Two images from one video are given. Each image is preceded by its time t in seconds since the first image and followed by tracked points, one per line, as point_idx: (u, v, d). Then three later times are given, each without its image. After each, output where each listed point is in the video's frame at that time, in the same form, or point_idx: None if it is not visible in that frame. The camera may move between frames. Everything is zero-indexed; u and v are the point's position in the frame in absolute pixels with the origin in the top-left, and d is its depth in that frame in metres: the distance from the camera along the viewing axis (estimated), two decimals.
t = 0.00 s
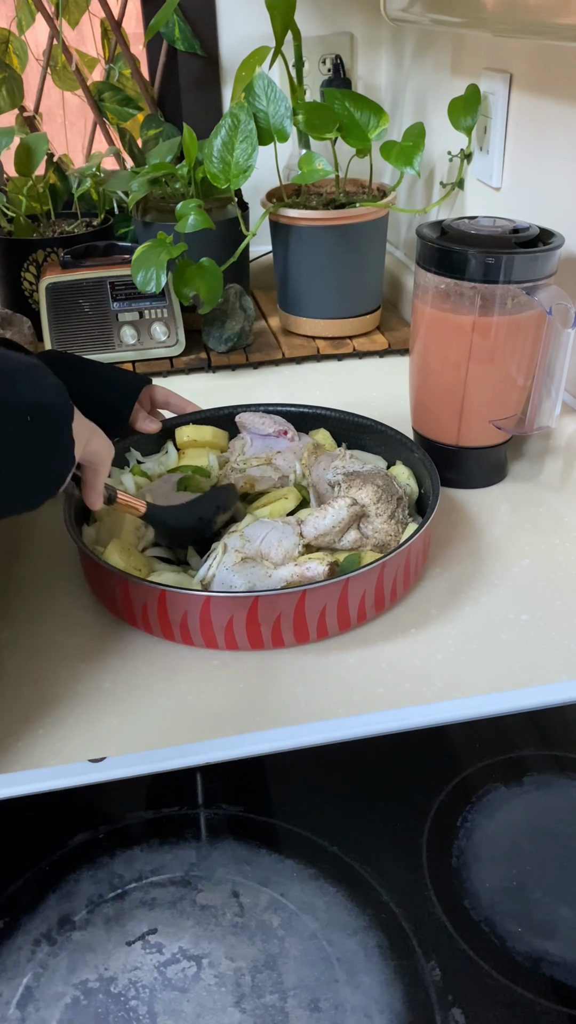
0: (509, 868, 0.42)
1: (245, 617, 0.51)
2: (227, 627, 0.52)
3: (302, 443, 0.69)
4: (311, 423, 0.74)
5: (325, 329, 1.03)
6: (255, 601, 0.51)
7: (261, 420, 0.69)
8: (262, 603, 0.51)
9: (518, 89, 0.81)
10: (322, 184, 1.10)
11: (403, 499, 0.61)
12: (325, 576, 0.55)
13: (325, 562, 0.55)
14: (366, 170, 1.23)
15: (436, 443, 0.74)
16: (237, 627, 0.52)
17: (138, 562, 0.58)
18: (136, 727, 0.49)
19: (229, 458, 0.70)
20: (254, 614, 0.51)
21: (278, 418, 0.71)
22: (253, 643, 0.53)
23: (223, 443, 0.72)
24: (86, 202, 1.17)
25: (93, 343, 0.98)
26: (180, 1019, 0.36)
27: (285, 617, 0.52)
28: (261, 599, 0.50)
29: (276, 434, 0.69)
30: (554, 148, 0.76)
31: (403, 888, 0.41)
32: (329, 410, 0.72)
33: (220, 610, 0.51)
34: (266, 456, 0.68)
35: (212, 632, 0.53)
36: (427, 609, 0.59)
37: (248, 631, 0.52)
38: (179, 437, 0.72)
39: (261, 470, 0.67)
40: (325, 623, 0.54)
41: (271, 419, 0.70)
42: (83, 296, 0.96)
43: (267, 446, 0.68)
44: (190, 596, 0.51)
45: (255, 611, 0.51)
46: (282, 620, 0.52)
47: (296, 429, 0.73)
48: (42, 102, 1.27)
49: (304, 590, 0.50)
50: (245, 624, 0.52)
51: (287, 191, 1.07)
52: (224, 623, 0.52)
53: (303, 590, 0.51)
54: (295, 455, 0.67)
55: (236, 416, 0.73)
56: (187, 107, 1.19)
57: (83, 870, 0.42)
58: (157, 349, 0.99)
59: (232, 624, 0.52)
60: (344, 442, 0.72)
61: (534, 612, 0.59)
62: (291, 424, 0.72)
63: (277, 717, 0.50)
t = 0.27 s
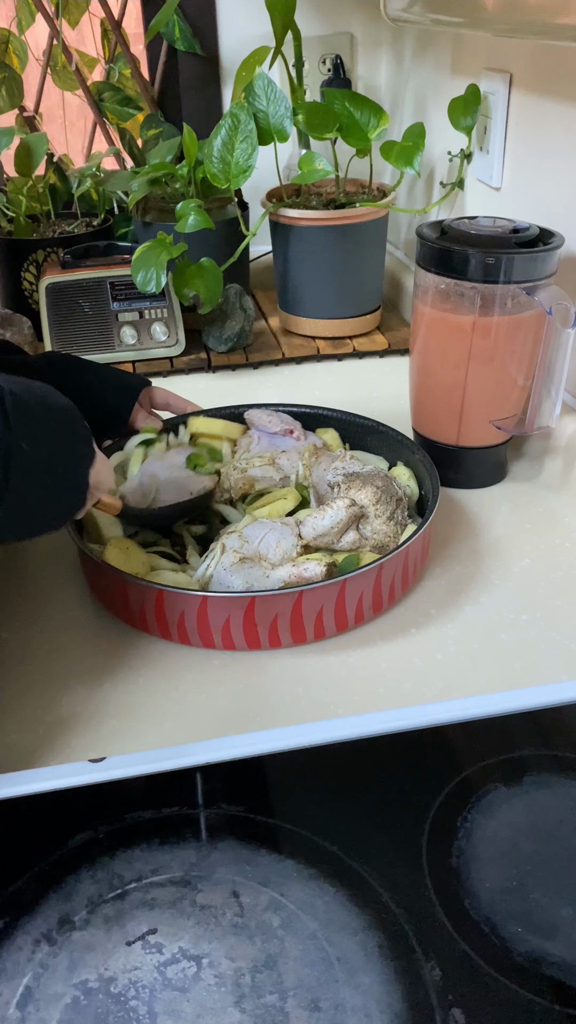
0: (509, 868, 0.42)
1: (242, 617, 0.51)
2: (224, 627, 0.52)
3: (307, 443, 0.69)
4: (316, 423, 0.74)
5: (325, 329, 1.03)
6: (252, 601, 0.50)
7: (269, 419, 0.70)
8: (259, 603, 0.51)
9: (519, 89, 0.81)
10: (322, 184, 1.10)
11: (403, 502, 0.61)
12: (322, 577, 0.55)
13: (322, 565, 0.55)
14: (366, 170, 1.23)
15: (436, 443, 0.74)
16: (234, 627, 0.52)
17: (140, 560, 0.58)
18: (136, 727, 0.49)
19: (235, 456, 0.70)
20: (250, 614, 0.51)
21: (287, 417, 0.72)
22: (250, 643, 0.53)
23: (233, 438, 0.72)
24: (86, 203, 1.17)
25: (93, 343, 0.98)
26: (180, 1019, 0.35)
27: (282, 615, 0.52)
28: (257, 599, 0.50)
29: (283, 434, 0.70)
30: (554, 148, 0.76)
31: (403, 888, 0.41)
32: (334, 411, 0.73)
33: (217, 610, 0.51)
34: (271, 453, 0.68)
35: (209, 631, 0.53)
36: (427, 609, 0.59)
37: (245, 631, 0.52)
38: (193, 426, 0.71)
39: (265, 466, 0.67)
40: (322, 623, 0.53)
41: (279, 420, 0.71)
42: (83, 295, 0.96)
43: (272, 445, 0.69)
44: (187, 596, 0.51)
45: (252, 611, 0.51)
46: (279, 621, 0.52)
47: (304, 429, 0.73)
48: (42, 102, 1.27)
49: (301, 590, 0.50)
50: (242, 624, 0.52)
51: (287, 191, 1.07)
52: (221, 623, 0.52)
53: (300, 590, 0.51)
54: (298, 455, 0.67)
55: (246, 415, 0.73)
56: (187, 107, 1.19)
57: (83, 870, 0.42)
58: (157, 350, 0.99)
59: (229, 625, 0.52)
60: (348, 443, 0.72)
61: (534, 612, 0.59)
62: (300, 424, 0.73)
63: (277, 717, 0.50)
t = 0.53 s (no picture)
0: (509, 868, 0.42)
1: (244, 617, 0.51)
2: (227, 628, 0.52)
3: (312, 443, 0.68)
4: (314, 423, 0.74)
5: (325, 329, 1.03)
6: (253, 601, 0.50)
7: (274, 419, 0.70)
8: (262, 603, 0.51)
9: (519, 89, 0.81)
10: (322, 184, 1.10)
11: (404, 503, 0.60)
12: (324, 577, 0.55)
13: (323, 564, 0.55)
14: (366, 170, 1.23)
15: (436, 443, 0.74)
16: (236, 627, 0.52)
17: (141, 560, 0.59)
18: (136, 726, 0.49)
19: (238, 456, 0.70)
20: (252, 614, 0.51)
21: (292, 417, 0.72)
22: (252, 643, 0.53)
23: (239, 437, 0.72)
24: (85, 202, 1.17)
25: (93, 344, 0.98)
26: (180, 1019, 0.35)
27: (285, 614, 0.52)
28: (261, 598, 0.50)
29: (286, 434, 0.69)
30: (554, 148, 0.76)
31: (403, 888, 0.41)
32: (339, 411, 0.72)
33: (219, 610, 0.51)
34: (274, 453, 0.68)
35: (212, 633, 0.53)
36: (427, 609, 0.59)
37: (248, 631, 0.52)
38: (199, 422, 0.72)
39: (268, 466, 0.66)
40: (325, 623, 0.53)
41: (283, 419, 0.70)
42: (83, 296, 0.96)
43: (276, 445, 0.69)
44: (190, 596, 0.51)
45: (254, 611, 0.51)
46: (281, 621, 0.52)
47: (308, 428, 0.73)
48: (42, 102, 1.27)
49: (303, 590, 0.50)
50: (244, 624, 0.52)
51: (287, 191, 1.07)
52: (224, 623, 0.52)
53: (303, 590, 0.51)
54: (301, 455, 0.67)
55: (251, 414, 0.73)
56: (187, 107, 1.19)
57: (83, 870, 0.42)
58: (157, 350, 0.99)
59: (232, 624, 0.52)
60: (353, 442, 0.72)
61: (535, 612, 0.58)
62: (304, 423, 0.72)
63: (278, 717, 0.49)
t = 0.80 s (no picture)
0: (509, 867, 0.42)
1: (241, 617, 0.51)
2: (223, 627, 0.52)
3: (316, 443, 0.68)
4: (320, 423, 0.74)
5: (325, 329, 1.03)
6: (250, 601, 0.50)
7: (281, 419, 0.70)
8: (257, 603, 0.51)
9: (518, 89, 0.81)
10: (322, 184, 1.10)
11: (404, 504, 0.61)
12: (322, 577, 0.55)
13: (320, 564, 0.55)
14: (366, 170, 1.23)
15: (436, 443, 0.74)
16: (233, 627, 0.52)
17: (140, 559, 0.59)
18: (137, 726, 0.49)
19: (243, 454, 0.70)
20: (250, 614, 0.51)
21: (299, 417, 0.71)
22: (248, 643, 0.53)
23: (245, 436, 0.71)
24: (85, 202, 1.17)
25: (93, 343, 0.98)
26: (180, 1019, 0.35)
27: (280, 615, 0.52)
28: (256, 599, 0.50)
29: (292, 434, 0.69)
30: (553, 148, 0.76)
31: (403, 888, 0.41)
32: (346, 413, 0.72)
33: (215, 610, 0.51)
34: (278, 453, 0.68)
35: (208, 632, 0.53)
36: (426, 609, 0.59)
37: (244, 631, 0.52)
38: (205, 419, 0.71)
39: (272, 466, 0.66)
40: (321, 623, 0.54)
41: (290, 419, 0.70)
42: (83, 296, 0.96)
43: (281, 445, 0.69)
44: (186, 595, 0.51)
45: (251, 611, 0.51)
46: (277, 621, 0.52)
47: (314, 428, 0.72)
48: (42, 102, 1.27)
49: (300, 590, 0.51)
50: (241, 625, 0.52)
51: (287, 191, 1.07)
52: (219, 623, 0.52)
53: (299, 590, 0.51)
54: (304, 455, 0.66)
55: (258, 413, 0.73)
56: (187, 107, 1.19)
57: (82, 869, 0.42)
58: (157, 349, 0.99)
59: (228, 624, 0.52)
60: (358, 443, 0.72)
61: (534, 612, 0.59)
62: (310, 423, 0.72)
63: (277, 716, 0.50)
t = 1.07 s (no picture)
0: (509, 868, 0.42)
1: (242, 617, 0.51)
2: (225, 627, 0.52)
3: (316, 443, 0.68)
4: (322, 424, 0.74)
5: (325, 329, 1.03)
6: (251, 601, 0.50)
7: (279, 419, 0.70)
8: (260, 603, 0.51)
9: (519, 89, 0.81)
10: (322, 184, 1.10)
11: (404, 504, 0.61)
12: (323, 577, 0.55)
13: (322, 564, 0.55)
14: (366, 170, 1.23)
15: (437, 443, 0.74)
16: (234, 627, 0.52)
17: (140, 559, 0.59)
18: (137, 726, 0.49)
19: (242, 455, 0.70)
20: (250, 614, 0.51)
21: (298, 417, 0.71)
22: (251, 643, 0.53)
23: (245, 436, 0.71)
24: (85, 202, 1.17)
25: (93, 343, 0.98)
26: (180, 1019, 0.35)
27: (283, 615, 0.52)
28: (260, 598, 0.50)
29: (292, 434, 0.69)
30: (554, 148, 0.76)
31: (403, 888, 0.41)
32: (345, 412, 0.72)
33: (217, 610, 0.51)
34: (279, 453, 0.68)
35: (210, 632, 0.53)
36: (427, 609, 0.59)
37: (246, 631, 0.52)
38: (205, 419, 0.71)
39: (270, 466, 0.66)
40: (324, 623, 0.53)
41: (290, 419, 0.70)
42: (82, 296, 0.96)
43: (280, 445, 0.69)
44: (189, 596, 0.51)
45: (252, 611, 0.51)
46: (280, 621, 0.52)
47: (313, 428, 0.72)
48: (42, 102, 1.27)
49: (302, 590, 0.50)
50: (242, 625, 0.52)
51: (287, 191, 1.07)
52: (222, 623, 0.52)
53: (302, 590, 0.51)
54: (304, 456, 0.67)
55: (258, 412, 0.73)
56: (187, 107, 1.19)
57: (82, 869, 0.42)
58: (157, 349, 0.99)
59: (230, 624, 0.52)
60: (359, 443, 0.72)
61: (535, 612, 0.58)
62: (308, 423, 0.72)
63: (277, 716, 0.50)
